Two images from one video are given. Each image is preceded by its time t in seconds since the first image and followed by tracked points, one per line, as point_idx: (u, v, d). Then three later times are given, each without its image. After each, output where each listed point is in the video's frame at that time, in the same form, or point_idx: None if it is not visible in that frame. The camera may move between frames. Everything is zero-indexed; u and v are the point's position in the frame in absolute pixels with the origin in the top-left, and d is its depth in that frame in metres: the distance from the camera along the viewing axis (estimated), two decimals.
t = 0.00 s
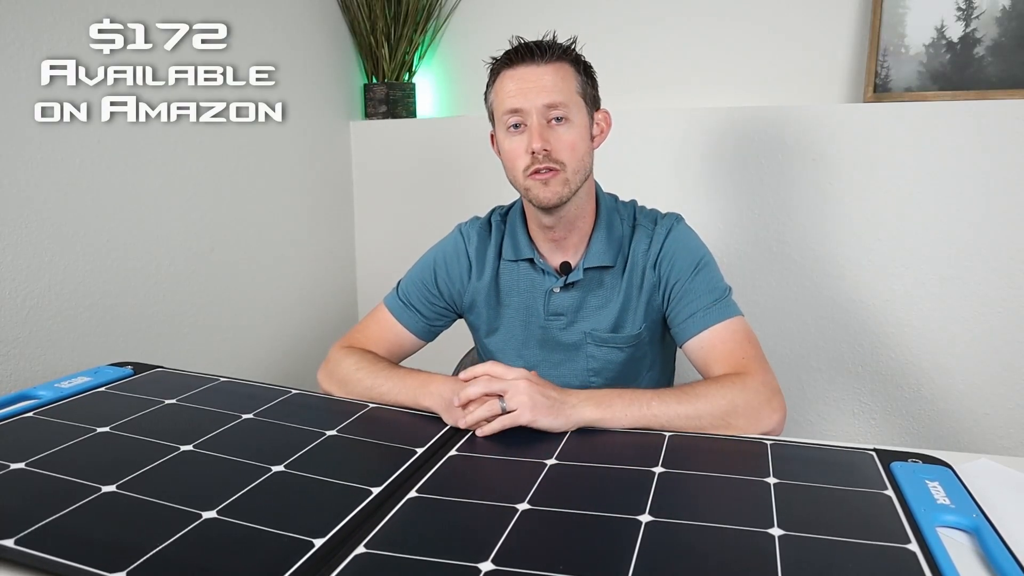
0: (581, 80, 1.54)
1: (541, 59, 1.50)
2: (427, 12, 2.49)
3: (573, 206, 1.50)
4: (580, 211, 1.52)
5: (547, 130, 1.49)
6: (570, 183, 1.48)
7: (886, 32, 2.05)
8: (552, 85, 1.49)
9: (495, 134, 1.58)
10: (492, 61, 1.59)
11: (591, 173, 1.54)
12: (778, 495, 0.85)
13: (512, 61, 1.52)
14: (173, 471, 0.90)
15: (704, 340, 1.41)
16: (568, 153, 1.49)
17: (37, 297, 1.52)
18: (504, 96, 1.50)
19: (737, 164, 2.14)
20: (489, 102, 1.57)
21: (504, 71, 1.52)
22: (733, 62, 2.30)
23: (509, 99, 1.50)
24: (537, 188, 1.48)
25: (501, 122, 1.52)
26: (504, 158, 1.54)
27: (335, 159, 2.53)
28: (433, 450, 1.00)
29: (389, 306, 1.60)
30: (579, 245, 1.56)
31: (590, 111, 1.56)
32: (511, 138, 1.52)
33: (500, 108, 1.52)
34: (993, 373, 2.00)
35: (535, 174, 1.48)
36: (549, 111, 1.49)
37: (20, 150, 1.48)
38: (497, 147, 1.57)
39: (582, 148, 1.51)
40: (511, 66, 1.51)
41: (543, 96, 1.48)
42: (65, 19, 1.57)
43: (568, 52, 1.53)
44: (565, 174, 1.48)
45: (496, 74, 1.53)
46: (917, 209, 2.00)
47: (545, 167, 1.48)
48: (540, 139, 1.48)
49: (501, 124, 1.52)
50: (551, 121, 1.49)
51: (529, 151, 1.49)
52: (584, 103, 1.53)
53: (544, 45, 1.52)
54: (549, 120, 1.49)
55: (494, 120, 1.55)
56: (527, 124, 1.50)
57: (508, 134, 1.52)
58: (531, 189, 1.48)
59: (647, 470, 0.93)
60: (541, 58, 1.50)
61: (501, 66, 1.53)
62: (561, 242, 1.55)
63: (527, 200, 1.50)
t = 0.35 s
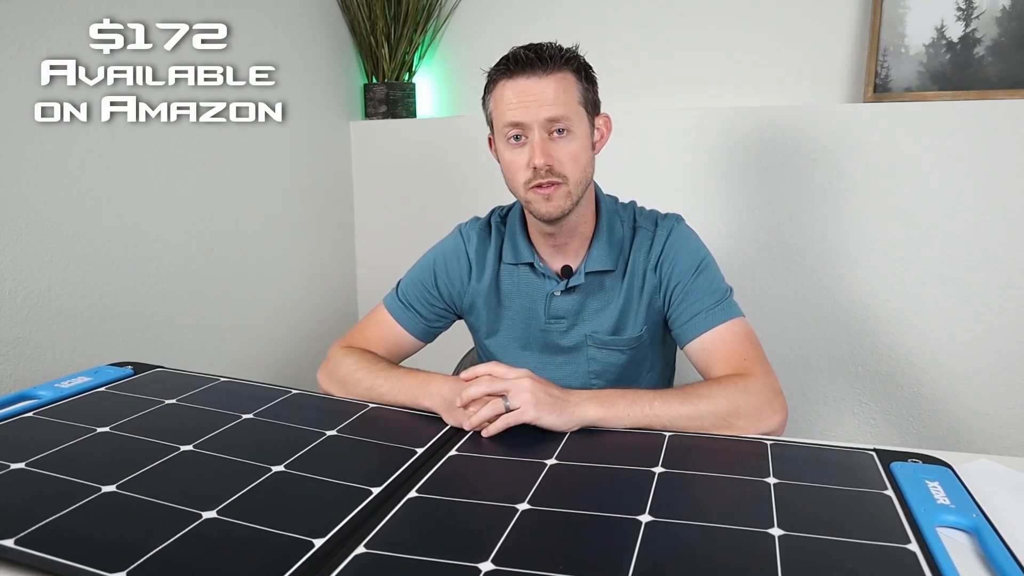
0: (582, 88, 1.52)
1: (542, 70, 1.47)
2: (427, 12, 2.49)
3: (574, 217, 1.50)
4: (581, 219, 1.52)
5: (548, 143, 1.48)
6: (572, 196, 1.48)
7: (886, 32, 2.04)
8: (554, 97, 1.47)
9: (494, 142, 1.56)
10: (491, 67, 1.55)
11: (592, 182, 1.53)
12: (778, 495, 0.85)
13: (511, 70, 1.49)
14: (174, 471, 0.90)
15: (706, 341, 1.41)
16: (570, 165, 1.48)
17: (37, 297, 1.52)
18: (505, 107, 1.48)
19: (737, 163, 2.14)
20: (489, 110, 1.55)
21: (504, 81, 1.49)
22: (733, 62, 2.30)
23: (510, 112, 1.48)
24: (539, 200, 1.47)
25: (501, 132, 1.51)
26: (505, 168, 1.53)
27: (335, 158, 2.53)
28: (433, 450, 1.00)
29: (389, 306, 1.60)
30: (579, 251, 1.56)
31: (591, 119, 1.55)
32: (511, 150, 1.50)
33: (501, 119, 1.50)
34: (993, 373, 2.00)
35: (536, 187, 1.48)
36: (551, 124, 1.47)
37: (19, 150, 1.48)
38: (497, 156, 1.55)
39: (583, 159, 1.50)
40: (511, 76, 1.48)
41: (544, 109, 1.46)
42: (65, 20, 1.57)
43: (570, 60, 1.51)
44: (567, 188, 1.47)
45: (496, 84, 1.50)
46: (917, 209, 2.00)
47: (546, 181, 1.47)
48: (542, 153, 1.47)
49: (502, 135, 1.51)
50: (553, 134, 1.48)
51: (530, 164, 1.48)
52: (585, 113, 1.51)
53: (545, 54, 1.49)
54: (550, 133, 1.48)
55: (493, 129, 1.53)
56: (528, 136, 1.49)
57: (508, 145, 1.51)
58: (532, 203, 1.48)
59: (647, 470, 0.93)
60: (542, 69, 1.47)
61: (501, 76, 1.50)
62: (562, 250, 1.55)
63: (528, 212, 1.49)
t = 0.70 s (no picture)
0: (585, 89, 1.52)
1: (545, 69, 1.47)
2: (427, 12, 2.49)
3: (574, 215, 1.50)
4: (580, 218, 1.52)
5: (550, 141, 1.47)
6: (573, 195, 1.47)
7: (886, 32, 2.05)
8: (557, 96, 1.46)
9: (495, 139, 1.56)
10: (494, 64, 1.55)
11: (592, 182, 1.53)
12: (778, 495, 0.85)
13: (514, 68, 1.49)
14: (173, 471, 0.90)
15: (706, 341, 1.41)
16: (571, 164, 1.48)
17: (37, 297, 1.52)
18: (507, 104, 1.48)
19: (738, 163, 2.14)
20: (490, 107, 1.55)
21: (507, 78, 1.49)
22: (734, 62, 2.30)
23: (512, 109, 1.48)
24: (540, 198, 1.47)
25: (503, 130, 1.50)
26: (506, 165, 1.52)
27: (335, 158, 2.53)
28: (433, 450, 1.00)
29: (389, 306, 1.60)
30: (579, 250, 1.56)
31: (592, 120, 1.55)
32: (513, 148, 1.50)
33: (503, 116, 1.49)
34: (993, 373, 2.00)
35: (537, 185, 1.47)
36: (553, 122, 1.47)
37: (19, 150, 1.48)
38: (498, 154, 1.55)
39: (584, 158, 1.50)
40: (515, 73, 1.48)
41: (547, 107, 1.46)
42: (64, 20, 1.57)
43: (574, 60, 1.51)
44: (568, 186, 1.47)
45: (499, 81, 1.50)
46: (917, 209, 2.00)
47: (547, 179, 1.47)
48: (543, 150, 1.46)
49: (504, 133, 1.50)
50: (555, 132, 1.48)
51: (532, 162, 1.47)
52: (587, 113, 1.51)
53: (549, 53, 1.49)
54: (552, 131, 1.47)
55: (495, 125, 1.53)
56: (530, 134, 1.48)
57: (510, 142, 1.50)
58: (533, 200, 1.47)
59: (647, 470, 0.93)
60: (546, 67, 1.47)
61: (504, 73, 1.49)
62: (561, 248, 1.55)
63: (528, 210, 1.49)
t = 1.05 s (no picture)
0: (606, 88, 1.55)
1: (574, 58, 1.50)
2: (427, 12, 2.49)
3: (579, 207, 1.50)
4: (584, 213, 1.52)
5: (568, 128, 1.48)
6: (582, 185, 1.47)
7: (886, 32, 2.05)
8: (580, 85, 1.49)
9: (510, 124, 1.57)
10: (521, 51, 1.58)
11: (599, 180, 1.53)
12: (778, 495, 0.85)
13: (543, 53, 1.52)
14: (173, 471, 0.90)
15: (709, 340, 1.41)
16: (584, 154, 1.48)
17: (37, 297, 1.52)
18: (531, 86, 1.50)
19: (738, 163, 2.14)
20: (511, 91, 1.56)
21: (534, 62, 1.51)
22: (734, 62, 2.30)
23: (535, 91, 1.49)
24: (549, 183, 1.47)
25: (522, 111, 1.51)
26: (519, 148, 1.52)
27: (335, 158, 2.53)
28: (433, 450, 1.00)
29: (389, 306, 1.59)
30: (579, 247, 1.56)
31: (608, 122, 1.57)
32: (529, 130, 1.51)
33: (524, 98, 1.51)
34: (992, 373, 2.00)
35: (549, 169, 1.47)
36: (573, 110, 1.49)
37: (19, 150, 1.48)
38: (511, 138, 1.55)
39: (597, 153, 1.51)
40: (543, 58, 1.51)
41: (570, 93, 1.48)
42: (64, 20, 1.57)
43: (600, 58, 1.54)
44: (578, 175, 1.47)
45: (526, 64, 1.52)
46: (916, 209, 2.00)
47: (560, 164, 1.47)
48: (560, 135, 1.48)
49: (522, 114, 1.51)
50: (573, 121, 1.49)
51: (547, 145, 1.48)
52: (605, 110, 1.54)
53: (578, 45, 1.52)
54: (571, 119, 1.49)
55: (514, 107, 1.54)
56: (549, 118, 1.49)
57: (526, 124, 1.51)
58: (542, 183, 1.47)
59: (647, 470, 0.93)
60: (573, 56, 1.50)
61: (532, 57, 1.52)
62: (562, 242, 1.55)
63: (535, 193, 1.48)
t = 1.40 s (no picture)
0: (624, 91, 1.56)
1: (599, 57, 1.50)
2: (427, 12, 2.49)
3: (586, 205, 1.50)
4: (591, 212, 1.52)
5: (585, 125, 1.49)
6: (593, 182, 1.47)
7: (886, 31, 2.05)
8: (603, 82, 1.49)
9: (525, 115, 1.56)
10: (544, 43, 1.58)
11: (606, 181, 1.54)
12: (778, 495, 0.85)
13: (569, 48, 1.52)
14: (173, 471, 0.90)
15: (714, 339, 1.41)
16: (599, 153, 1.48)
17: (37, 296, 1.52)
18: (554, 78, 1.50)
19: (738, 163, 2.14)
20: (530, 82, 1.56)
21: (559, 54, 1.51)
22: (734, 62, 2.30)
23: (557, 83, 1.49)
24: (561, 176, 1.47)
25: (541, 103, 1.51)
26: (534, 138, 1.52)
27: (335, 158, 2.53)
28: (433, 450, 1.00)
29: (389, 305, 1.59)
30: (581, 247, 1.55)
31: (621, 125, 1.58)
32: (546, 122, 1.50)
33: (545, 90, 1.51)
34: (991, 374, 2.00)
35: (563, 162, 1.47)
36: (593, 107, 1.49)
37: (19, 150, 1.48)
38: (526, 129, 1.55)
39: (611, 152, 1.51)
40: (568, 52, 1.51)
41: (592, 90, 1.49)
42: (64, 20, 1.57)
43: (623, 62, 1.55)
44: (591, 172, 1.47)
45: (551, 56, 1.52)
46: (916, 209, 2.00)
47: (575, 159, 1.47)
48: (578, 130, 1.48)
49: (542, 106, 1.51)
50: (592, 118, 1.50)
51: (565, 139, 1.48)
52: (621, 113, 1.55)
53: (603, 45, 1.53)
54: (589, 116, 1.49)
55: (532, 98, 1.53)
56: (568, 112, 1.50)
57: (544, 116, 1.51)
58: (555, 175, 1.47)
59: (647, 470, 0.93)
60: (599, 54, 1.50)
61: (558, 50, 1.52)
62: (565, 240, 1.54)
63: (546, 184, 1.48)
